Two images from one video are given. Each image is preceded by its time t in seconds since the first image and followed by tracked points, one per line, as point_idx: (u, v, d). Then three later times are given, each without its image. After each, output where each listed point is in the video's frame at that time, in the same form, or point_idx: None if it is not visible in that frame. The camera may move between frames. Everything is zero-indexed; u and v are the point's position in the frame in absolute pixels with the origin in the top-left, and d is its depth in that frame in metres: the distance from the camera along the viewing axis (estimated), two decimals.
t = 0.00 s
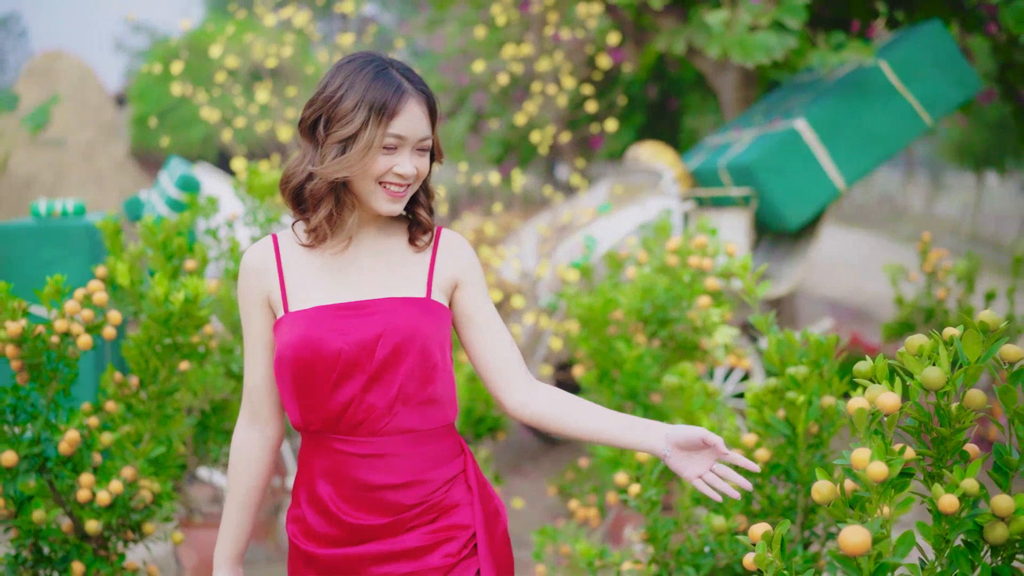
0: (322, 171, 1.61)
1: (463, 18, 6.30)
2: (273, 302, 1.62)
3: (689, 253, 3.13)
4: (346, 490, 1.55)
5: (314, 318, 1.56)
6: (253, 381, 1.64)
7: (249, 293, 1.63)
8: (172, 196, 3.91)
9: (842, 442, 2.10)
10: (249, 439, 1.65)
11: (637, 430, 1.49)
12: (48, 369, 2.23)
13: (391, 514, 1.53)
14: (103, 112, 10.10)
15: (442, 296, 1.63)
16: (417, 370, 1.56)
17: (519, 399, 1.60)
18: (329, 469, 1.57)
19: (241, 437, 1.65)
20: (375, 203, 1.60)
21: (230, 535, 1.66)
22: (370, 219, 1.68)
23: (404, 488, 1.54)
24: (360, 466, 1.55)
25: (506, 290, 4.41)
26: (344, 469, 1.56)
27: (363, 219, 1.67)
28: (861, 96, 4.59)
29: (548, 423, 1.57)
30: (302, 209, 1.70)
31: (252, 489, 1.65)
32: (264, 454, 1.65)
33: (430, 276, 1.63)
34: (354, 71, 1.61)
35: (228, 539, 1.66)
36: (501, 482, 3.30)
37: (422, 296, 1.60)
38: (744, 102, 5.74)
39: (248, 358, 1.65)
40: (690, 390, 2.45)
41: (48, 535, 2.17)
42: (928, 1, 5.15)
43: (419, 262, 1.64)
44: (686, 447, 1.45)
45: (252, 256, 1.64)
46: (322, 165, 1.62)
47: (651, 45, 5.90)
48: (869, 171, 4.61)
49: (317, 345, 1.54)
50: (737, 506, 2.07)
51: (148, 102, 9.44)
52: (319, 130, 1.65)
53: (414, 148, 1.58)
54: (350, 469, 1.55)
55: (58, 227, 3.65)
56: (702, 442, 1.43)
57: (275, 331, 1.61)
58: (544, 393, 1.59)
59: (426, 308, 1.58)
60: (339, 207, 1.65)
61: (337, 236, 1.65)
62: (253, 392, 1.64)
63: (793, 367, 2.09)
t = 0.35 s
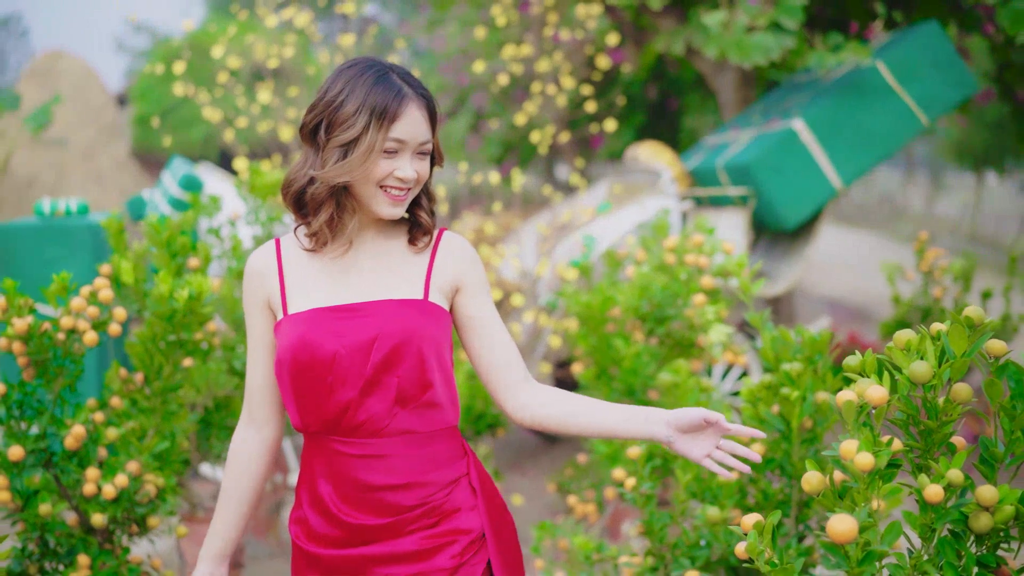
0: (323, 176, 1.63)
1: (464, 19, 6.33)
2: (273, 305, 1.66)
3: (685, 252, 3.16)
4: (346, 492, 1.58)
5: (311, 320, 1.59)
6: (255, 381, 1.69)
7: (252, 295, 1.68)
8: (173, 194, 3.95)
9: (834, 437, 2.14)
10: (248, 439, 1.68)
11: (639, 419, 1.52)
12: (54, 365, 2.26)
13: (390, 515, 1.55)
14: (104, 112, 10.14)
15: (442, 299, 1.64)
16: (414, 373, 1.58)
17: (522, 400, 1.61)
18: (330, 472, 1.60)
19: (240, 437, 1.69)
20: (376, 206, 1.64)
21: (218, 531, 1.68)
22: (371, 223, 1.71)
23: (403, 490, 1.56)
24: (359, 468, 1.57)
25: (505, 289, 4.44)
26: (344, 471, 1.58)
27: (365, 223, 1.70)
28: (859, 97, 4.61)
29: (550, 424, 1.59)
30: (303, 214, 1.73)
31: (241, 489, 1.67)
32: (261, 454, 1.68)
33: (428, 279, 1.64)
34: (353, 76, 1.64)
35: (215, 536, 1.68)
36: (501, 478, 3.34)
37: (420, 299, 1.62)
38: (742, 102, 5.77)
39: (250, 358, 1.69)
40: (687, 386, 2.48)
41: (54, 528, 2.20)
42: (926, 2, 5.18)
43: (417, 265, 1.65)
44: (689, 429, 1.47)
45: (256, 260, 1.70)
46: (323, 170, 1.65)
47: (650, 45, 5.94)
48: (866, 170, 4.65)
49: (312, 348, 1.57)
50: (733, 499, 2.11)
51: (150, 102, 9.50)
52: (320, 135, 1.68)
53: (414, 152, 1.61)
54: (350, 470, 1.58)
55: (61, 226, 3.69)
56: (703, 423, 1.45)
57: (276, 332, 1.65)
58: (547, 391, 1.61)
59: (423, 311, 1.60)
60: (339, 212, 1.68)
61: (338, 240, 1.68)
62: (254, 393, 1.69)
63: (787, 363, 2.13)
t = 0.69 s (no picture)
0: (315, 185, 1.67)
1: (464, 20, 6.37)
2: (272, 314, 1.68)
3: (682, 251, 3.20)
4: (342, 502, 1.59)
5: (308, 329, 1.60)
6: (247, 389, 1.70)
7: (251, 306, 1.70)
8: (175, 194, 3.99)
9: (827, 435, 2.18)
10: (237, 445, 1.69)
11: (635, 437, 1.57)
12: (58, 364, 2.29)
13: (386, 527, 1.57)
14: (105, 112, 10.12)
15: (444, 310, 1.68)
16: (409, 382, 1.60)
17: (516, 415, 1.65)
18: (325, 481, 1.62)
19: (231, 444, 1.69)
20: (371, 214, 1.67)
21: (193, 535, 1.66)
22: (370, 232, 1.74)
23: (397, 501, 1.57)
24: (354, 478, 1.59)
25: (504, 289, 4.47)
26: (339, 481, 1.60)
27: (363, 232, 1.73)
28: (856, 98, 4.64)
29: (542, 439, 1.63)
30: (302, 223, 1.76)
31: (222, 494, 1.67)
32: (248, 461, 1.69)
33: (429, 289, 1.66)
34: (347, 84, 1.68)
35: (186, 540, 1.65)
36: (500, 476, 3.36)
37: (418, 309, 1.64)
38: (741, 102, 5.81)
39: (245, 365, 1.70)
40: (681, 384, 2.52)
41: (59, 524, 2.22)
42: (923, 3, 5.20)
43: (416, 275, 1.68)
44: (688, 444, 1.54)
45: (257, 268, 1.72)
46: (318, 178, 1.68)
47: (649, 46, 5.97)
48: (862, 172, 4.69)
49: (308, 355, 1.58)
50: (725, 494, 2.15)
51: (150, 102, 9.54)
52: (315, 144, 1.72)
53: (407, 159, 1.64)
54: (345, 480, 1.59)
55: (64, 226, 3.72)
56: (701, 437, 1.52)
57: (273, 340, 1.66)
58: (537, 407, 1.64)
59: (420, 320, 1.62)
60: (336, 221, 1.71)
61: (337, 249, 1.70)
62: (246, 400, 1.70)
63: (780, 361, 2.16)
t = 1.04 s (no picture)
0: (292, 186, 1.68)
1: (463, 21, 6.41)
2: (268, 315, 1.63)
3: (678, 250, 3.24)
4: (343, 503, 1.57)
5: (308, 329, 1.57)
6: (234, 387, 1.65)
7: (246, 305, 1.65)
8: (177, 195, 4.03)
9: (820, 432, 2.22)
10: (220, 445, 1.64)
11: (626, 460, 1.57)
12: (63, 361, 2.32)
13: (387, 527, 1.56)
14: (106, 111, 10.21)
15: (444, 315, 1.66)
16: (411, 381, 1.58)
17: (505, 426, 1.66)
18: (324, 483, 1.59)
19: (215, 442, 1.65)
20: (354, 216, 1.66)
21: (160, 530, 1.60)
22: (363, 236, 1.71)
23: (399, 502, 1.56)
24: (354, 479, 1.57)
25: (504, 289, 4.49)
26: (339, 482, 1.58)
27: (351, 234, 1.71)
28: (853, 99, 4.69)
29: (533, 451, 1.63)
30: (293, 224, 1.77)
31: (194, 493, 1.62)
32: (229, 461, 1.64)
33: (430, 294, 1.65)
34: (333, 84, 1.69)
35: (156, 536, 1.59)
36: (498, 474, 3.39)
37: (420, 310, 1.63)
38: (739, 103, 5.84)
39: (234, 365, 1.65)
40: (677, 382, 2.55)
41: (64, 519, 2.25)
42: (919, 4, 5.24)
43: (414, 280, 1.66)
44: (675, 475, 1.54)
45: (253, 270, 1.66)
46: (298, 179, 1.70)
47: (648, 48, 6.01)
48: (859, 171, 4.72)
49: (310, 354, 1.55)
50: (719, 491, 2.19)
51: (151, 102, 9.59)
52: (301, 145, 1.74)
53: (386, 160, 1.64)
54: (345, 481, 1.57)
55: (67, 225, 3.77)
56: (689, 469, 1.52)
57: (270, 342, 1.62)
58: (526, 421, 1.65)
59: (423, 321, 1.61)
60: (318, 219, 1.71)
61: (319, 251, 1.67)
62: (232, 399, 1.65)
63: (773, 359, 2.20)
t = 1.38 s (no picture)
0: (285, 188, 1.67)
1: (464, 22, 6.44)
2: (271, 315, 1.61)
3: (676, 251, 3.27)
4: (343, 505, 1.55)
5: (313, 328, 1.55)
6: (228, 385, 1.61)
7: (245, 303, 1.62)
8: (179, 195, 4.06)
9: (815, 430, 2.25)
10: (210, 442, 1.59)
11: (618, 483, 1.57)
12: (68, 361, 2.35)
13: (388, 530, 1.54)
14: (107, 111, 10.27)
15: (447, 321, 1.66)
16: (418, 383, 1.58)
17: (499, 440, 1.68)
18: (324, 484, 1.56)
19: (203, 439, 1.59)
20: (349, 218, 1.64)
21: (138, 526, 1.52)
22: (359, 239, 1.70)
23: (401, 505, 1.55)
24: (356, 481, 1.55)
25: (504, 288, 4.52)
26: (340, 483, 1.55)
27: (344, 233, 1.69)
28: (852, 99, 4.71)
29: (522, 469, 1.64)
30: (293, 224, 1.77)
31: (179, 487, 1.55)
32: (216, 459, 1.59)
33: (434, 298, 1.65)
34: (328, 85, 1.67)
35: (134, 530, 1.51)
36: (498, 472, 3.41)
37: (426, 313, 1.62)
38: (738, 104, 5.87)
39: (230, 364, 1.61)
40: (675, 381, 2.57)
41: (69, 516, 2.28)
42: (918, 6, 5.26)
43: (420, 285, 1.65)
44: (662, 499, 1.54)
45: (254, 269, 1.64)
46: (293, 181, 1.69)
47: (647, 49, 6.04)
48: (857, 172, 4.74)
49: (317, 353, 1.54)
50: (716, 489, 2.23)
51: (153, 103, 9.63)
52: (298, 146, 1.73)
53: (378, 162, 1.61)
54: (346, 483, 1.55)
55: (70, 225, 3.80)
56: (677, 494, 1.52)
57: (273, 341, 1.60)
58: (518, 436, 1.67)
59: (428, 323, 1.61)
60: (306, 220, 1.73)
61: (309, 250, 1.67)
62: (225, 396, 1.61)
63: (769, 358, 2.25)
